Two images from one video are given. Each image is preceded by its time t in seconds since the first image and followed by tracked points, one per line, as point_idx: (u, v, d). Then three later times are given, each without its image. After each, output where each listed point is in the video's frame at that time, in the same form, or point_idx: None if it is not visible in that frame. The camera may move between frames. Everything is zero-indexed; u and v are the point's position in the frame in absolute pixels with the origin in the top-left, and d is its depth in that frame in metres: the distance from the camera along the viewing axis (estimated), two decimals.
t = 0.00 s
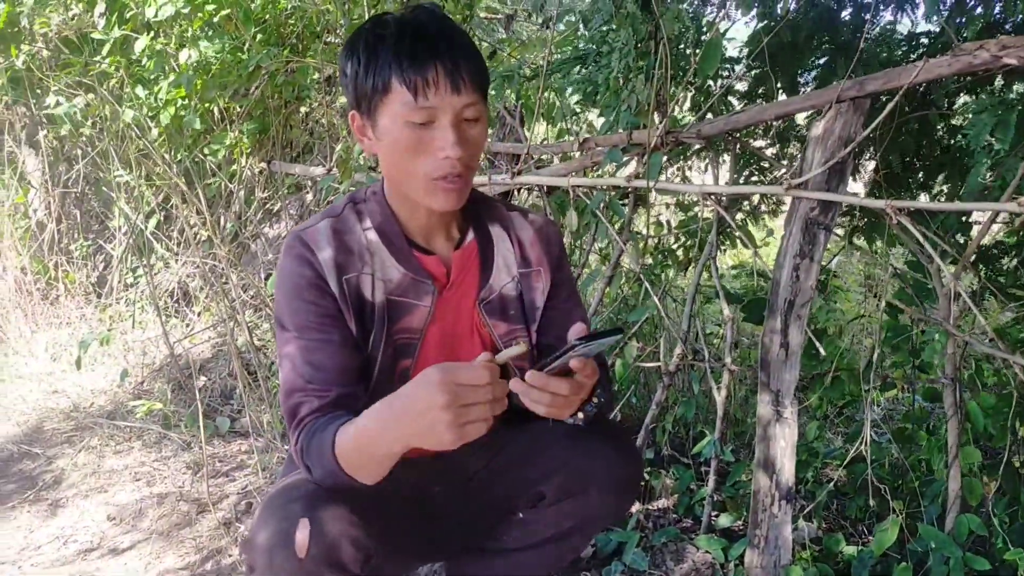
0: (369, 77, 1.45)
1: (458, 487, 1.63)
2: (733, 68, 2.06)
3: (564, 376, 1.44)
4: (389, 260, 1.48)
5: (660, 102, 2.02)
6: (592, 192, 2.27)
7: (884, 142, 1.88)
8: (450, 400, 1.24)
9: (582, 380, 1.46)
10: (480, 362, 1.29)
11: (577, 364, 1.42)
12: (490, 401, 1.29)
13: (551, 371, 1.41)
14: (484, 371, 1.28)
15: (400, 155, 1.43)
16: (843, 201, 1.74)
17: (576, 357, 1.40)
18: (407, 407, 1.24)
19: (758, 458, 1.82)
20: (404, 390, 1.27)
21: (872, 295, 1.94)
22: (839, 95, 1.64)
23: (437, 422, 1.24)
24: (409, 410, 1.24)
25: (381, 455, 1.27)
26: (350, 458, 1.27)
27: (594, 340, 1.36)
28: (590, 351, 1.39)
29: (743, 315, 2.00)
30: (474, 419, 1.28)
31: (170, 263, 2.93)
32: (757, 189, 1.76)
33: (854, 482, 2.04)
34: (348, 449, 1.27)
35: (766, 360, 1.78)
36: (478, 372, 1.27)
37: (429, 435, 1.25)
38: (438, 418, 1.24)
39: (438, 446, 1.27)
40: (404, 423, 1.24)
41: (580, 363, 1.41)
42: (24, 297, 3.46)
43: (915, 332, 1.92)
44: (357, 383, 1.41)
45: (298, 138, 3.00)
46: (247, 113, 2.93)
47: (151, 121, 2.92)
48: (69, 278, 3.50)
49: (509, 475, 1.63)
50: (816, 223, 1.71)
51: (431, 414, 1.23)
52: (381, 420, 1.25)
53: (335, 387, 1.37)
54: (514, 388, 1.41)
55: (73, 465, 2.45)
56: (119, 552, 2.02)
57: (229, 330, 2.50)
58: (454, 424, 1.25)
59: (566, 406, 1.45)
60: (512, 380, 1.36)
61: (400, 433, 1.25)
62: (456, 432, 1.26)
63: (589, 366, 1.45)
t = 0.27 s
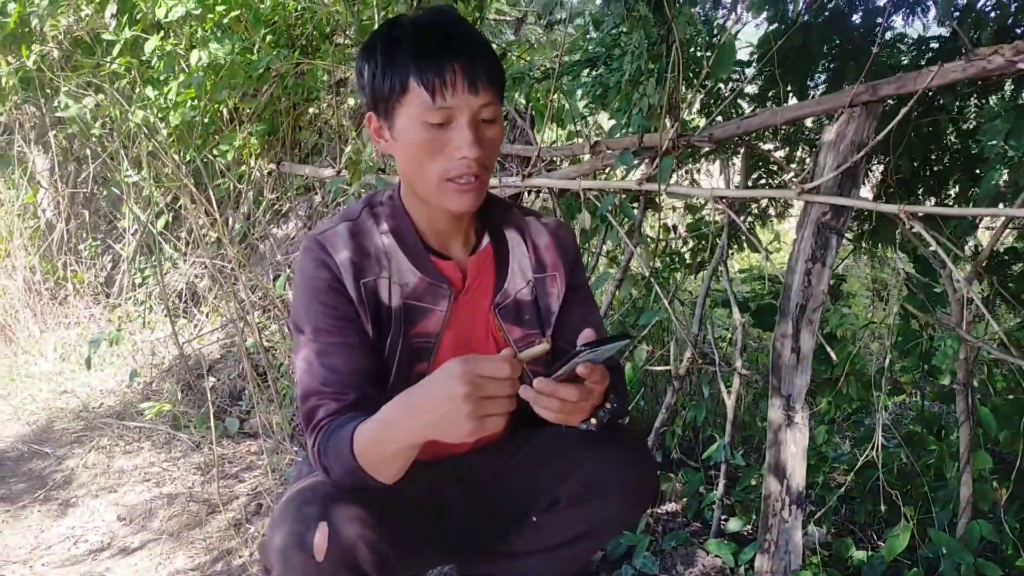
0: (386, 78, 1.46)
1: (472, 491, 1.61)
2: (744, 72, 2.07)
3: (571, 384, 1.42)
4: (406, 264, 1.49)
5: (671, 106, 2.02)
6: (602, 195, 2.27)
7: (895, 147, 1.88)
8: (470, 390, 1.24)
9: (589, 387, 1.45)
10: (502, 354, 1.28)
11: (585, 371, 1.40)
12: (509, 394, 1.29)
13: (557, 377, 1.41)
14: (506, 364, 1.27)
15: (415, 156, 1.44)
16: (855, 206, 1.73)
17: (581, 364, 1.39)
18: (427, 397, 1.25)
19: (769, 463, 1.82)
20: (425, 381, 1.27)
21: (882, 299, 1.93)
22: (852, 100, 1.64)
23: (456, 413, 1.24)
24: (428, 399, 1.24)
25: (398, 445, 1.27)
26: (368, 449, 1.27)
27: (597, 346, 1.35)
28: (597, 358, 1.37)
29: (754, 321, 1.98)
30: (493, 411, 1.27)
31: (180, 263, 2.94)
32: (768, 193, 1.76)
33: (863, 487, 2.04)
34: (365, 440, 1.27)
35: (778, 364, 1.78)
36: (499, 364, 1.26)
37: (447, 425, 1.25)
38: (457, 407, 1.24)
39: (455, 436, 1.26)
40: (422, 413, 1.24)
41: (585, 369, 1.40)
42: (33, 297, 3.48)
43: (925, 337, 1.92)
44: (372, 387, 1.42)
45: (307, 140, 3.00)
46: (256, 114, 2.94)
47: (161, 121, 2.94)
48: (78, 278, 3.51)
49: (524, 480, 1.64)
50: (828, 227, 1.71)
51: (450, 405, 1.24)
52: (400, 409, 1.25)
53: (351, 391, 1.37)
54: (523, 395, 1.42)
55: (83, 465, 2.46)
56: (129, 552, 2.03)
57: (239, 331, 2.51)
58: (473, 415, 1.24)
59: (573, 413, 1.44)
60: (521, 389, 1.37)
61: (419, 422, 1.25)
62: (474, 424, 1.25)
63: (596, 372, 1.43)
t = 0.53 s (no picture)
0: (390, 84, 1.46)
1: (474, 495, 1.62)
2: (746, 75, 2.07)
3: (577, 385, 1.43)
4: (410, 270, 1.49)
5: (672, 110, 2.04)
6: (603, 199, 2.28)
7: (895, 151, 1.89)
8: (476, 391, 1.25)
9: (595, 388, 1.45)
10: (505, 355, 1.28)
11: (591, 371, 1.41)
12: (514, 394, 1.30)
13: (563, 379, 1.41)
14: (510, 363, 1.27)
15: (420, 161, 1.44)
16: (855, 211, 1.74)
17: (588, 363, 1.40)
18: (431, 400, 1.26)
19: (769, 467, 1.82)
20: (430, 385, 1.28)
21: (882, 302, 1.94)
22: (852, 105, 1.64)
23: (461, 415, 1.25)
24: (433, 403, 1.25)
25: (404, 450, 1.28)
26: (373, 455, 1.29)
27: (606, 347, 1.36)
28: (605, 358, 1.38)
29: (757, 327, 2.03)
30: (498, 411, 1.28)
31: (182, 266, 2.94)
32: (768, 197, 1.76)
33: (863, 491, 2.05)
34: (371, 447, 1.28)
35: (777, 369, 1.78)
36: (503, 364, 1.27)
37: (453, 427, 1.26)
38: (461, 409, 1.24)
39: (461, 438, 1.27)
40: (428, 417, 1.25)
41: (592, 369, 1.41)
42: (35, 299, 3.49)
43: (925, 341, 1.92)
44: (377, 392, 1.43)
45: (309, 142, 3.01)
46: (258, 116, 2.95)
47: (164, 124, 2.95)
48: (80, 279, 3.53)
49: (525, 483, 1.64)
50: (828, 232, 1.71)
51: (454, 407, 1.25)
52: (405, 414, 1.26)
53: (356, 395, 1.38)
54: (528, 396, 1.41)
55: (84, 467, 2.47)
56: (130, 555, 2.04)
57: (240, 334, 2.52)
58: (479, 417, 1.25)
59: (579, 414, 1.44)
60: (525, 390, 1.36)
61: (425, 427, 1.26)
62: (479, 425, 1.26)
63: (602, 374, 1.44)
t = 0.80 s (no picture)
0: (409, 86, 1.47)
1: (471, 500, 1.63)
2: (745, 78, 2.06)
3: (574, 398, 1.44)
4: (408, 273, 1.49)
5: (669, 114, 2.05)
6: (601, 204, 2.27)
7: (894, 155, 1.88)
8: (478, 359, 1.22)
9: (592, 402, 1.46)
10: (508, 324, 1.27)
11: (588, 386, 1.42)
12: (518, 366, 1.27)
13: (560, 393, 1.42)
14: (512, 332, 1.26)
15: (443, 159, 1.44)
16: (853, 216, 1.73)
17: (585, 378, 1.41)
18: (433, 372, 1.25)
19: (767, 473, 1.82)
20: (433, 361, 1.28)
21: (882, 305, 1.93)
22: (850, 110, 1.64)
23: (463, 383, 1.23)
24: (434, 375, 1.25)
25: (407, 427, 1.26)
26: (377, 435, 1.28)
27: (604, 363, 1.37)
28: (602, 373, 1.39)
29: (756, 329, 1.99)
30: (502, 381, 1.26)
31: (182, 271, 2.95)
32: (767, 202, 1.76)
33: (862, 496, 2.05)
34: (373, 428, 1.28)
35: (775, 374, 1.78)
36: (505, 332, 1.25)
37: (456, 397, 1.24)
38: (464, 378, 1.22)
39: (466, 410, 1.25)
40: (430, 390, 1.25)
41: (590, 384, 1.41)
42: (37, 304, 3.50)
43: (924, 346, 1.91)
44: (371, 390, 1.42)
45: (308, 147, 3.02)
46: (259, 121, 2.95)
47: (164, 129, 2.95)
48: (81, 285, 3.55)
49: (524, 489, 1.65)
50: (826, 237, 1.71)
51: (456, 375, 1.23)
52: (408, 389, 1.26)
53: (350, 393, 1.38)
54: (524, 407, 1.42)
55: (84, 474, 2.47)
56: (129, 562, 2.04)
57: (240, 340, 2.53)
58: (481, 384, 1.23)
59: (574, 428, 1.45)
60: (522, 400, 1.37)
61: (427, 400, 1.25)
62: (483, 394, 1.24)
63: (600, 389, 1.45)
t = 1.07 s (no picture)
0: (440, 92, 1.44)
1: (473, 502, 1.64)
2: (746, 82, 2.06)
3: (571, 400, 1.45)
4: (410, 281, 1.49)
5: (669, 121, 2.06)
6: (602, 209, 2.28)
7: (895, 159, 1.88)
8: (480, 353, 1.23)
9: (589, 406, 1.47)
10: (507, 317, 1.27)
11: (585, 389, 1.43)
12: (519, 357, 1.28)
13: (557, 395, 1.43)
14: (511, 325, 1.26)
15: (478, 167, 1.45)
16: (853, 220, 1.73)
17: (581, 380, 1.42)
18: (435, 368, 1.25)
19: (769, 477, 1.82)
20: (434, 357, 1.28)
21: (883, 308, 1.92)
22: (850, 114, 1.64)
23: (465, 378, 1.23)
24: (435, 371, 1.25)
25: (411, 423, 1.27)
26: (381, 434, 1.28)
27: (599, 365, 1.39)
28: (599, 375, 1.40)
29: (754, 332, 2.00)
30: (504, 373, 1.26)
31: (184, 276, 2.96)
32: (767, 207, 1.76)
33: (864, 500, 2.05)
34: (377, 427, 1.28)
35: (777, 379, 1.78)
36: (503, 325, 1.26)
37: (460, 392, 1.24)
38: (467, 372, 1.23)
39: (469, 404, 1.25)
40: (432, 386, 1.25)
41: (586, 386, 1.42)
42: (39, 309, 3.52)
43: (926, 350, 1.91)
44: (373, 396, 1.43)
45: (310, 151, 3.03)
46: (260, 126, 2.97)
47: (165, 134, 2.96)
48: (84, 290, 3.56)
49: (524, 492, 1.65)
50: (827, 241, 1.71)
51: (457, 371, 1.23)
52: (410, 387, 1.27)
53: (352, 399, 1.39)
54: (523, 409, 1.44)
55: (87, 479, 2.48)
56: (132, 567, 2.05)
57: (242, 345, 2.54)
58: (484, 377, 1.24)
59: (571, 430, 1.46)
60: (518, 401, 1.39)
61: (430, 397, 1.25)
62: (486, 387, 1.24)
63: (597, 391, 1.46)
